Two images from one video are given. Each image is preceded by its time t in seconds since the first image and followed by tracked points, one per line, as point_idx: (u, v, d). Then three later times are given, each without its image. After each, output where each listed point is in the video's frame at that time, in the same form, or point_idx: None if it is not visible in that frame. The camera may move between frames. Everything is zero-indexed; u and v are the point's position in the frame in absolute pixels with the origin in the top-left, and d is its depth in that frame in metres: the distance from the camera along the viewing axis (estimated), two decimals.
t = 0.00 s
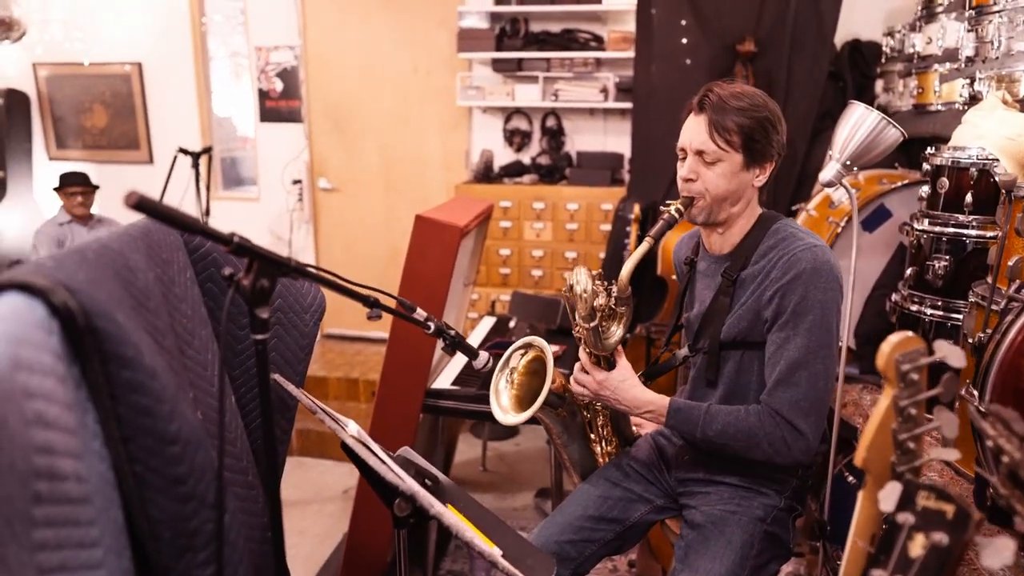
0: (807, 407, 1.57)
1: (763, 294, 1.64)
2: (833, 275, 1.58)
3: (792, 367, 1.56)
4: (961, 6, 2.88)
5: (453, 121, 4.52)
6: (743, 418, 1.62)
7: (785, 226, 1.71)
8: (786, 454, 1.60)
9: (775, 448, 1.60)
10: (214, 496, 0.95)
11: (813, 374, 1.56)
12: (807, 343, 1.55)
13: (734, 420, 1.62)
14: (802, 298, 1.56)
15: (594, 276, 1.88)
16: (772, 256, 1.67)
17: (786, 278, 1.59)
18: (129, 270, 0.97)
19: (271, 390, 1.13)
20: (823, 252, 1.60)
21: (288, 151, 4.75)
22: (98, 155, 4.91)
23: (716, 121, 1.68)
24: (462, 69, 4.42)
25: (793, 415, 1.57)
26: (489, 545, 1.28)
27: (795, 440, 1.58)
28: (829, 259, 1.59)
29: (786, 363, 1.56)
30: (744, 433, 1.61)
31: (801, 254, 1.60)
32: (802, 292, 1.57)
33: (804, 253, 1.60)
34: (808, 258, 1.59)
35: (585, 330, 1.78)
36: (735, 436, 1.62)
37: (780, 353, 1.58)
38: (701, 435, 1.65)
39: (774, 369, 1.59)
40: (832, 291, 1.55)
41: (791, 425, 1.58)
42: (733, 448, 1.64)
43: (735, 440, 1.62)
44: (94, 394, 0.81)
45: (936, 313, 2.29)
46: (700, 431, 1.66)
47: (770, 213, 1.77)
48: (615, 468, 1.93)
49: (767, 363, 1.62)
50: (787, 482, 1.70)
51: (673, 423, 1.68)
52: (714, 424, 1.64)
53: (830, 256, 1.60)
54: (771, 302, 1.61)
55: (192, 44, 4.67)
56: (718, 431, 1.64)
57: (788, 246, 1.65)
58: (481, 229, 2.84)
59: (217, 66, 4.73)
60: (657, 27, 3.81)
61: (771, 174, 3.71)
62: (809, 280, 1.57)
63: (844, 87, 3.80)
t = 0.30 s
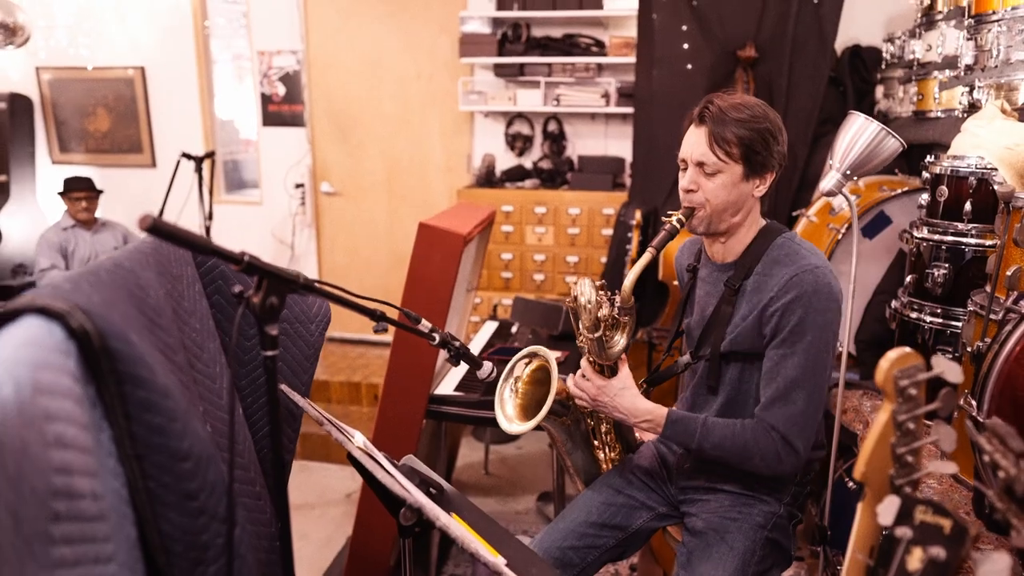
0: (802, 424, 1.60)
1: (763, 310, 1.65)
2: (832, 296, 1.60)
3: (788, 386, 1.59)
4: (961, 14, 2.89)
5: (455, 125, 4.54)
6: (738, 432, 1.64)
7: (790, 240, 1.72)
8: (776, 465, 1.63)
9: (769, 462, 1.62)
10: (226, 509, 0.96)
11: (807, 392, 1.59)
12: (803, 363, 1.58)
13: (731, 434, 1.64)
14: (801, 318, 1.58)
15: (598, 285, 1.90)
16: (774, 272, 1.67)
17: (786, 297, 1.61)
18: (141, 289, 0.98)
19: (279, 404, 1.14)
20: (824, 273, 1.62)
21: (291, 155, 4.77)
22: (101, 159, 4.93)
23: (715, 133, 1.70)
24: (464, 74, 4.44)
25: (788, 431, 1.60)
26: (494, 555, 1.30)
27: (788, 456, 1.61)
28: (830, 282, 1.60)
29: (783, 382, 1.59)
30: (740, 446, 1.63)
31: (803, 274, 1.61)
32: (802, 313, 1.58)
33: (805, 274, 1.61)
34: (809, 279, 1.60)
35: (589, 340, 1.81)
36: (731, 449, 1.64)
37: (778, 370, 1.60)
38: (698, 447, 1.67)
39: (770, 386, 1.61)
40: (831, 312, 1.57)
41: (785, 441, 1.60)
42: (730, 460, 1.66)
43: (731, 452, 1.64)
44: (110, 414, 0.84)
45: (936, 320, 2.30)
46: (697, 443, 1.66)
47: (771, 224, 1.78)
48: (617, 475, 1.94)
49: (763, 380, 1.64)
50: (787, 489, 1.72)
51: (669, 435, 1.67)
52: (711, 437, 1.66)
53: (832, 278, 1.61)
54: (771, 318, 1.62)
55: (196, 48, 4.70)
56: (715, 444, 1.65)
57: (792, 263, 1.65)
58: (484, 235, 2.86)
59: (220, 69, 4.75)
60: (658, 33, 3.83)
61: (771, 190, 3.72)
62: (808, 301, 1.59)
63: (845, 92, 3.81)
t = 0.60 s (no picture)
0: (808, 418, 1.60)
1: (767, 305, 1.67)
2: (835, 289, 1.61)
3: (794, 377, 1.59)
4: (961, 20, 2.91)
5: (456, 128, 4.56)
6: (742, 428, 1.64)
7: (792, 240, 1.74)
8: (785, 460, 1.62)
9: (774, 457, 1.62)
10: (234, 520, 0.97)
11: (813, 385, 1.59)
12: (808, 356, 1.58)
13: (734, 430, 1.64)
14: (805, 311, 1.60)
15: (602, 287, 1.92)
16: (776, 270, 1.70)
17: (790, 290, 1.63)
18: (151, 304, 1.00)
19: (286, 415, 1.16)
20: (828, 267, 1.64)
21: (292, 158, 4.79)
22: (103, 162, 4.95)
23: (716, 138, 1.72)
24: (465, 77, 4.45)
25: (794, 425, 1.60)
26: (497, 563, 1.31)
27: (795, 450, 1.61)
28: (834, 275, 1.62)
29: (789, 374, 1.59)
30: (743, 442, 1.63)
31: (808, 267, 1.63)
32: (806, 306, 1.60)
33: (810, 267, 1.63)
34: (813, 272, 1.62)
35: (593, 340, 1.83)
36: (735, 445, 1.64)
37: (783, 364, 1.61)
38: (701, 444, 1.67)
39: (776, 379, 1.61)
40: (836, 305, 1.59)
41: (791, 435, 1.60)
42: (732, 457, 1.66)
43: (734, 448, 1.64)
44: (121, 427, 0.86)
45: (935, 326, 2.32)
46: (699, 440, 1.67)
47: (774, 227, 1.80)
48: (617, 481, 1.96)
49: (768, 375, 1.64)
50: (784, 496, 1.74)
51: (673, 432, 1.68)
52: (714, 433, 1.66)
53: (836, 271, 1.63)
54: (775, 312, 1.64)
55: (197, 51, 4.71)
56: (718, 440, 1.65)
57: (794, 259, 1.68)
58: (485, 240, 2.87)
59: (221, 71, 4.77)
60: (659, 37, 3.85)
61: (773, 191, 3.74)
62: (813, 292, 1.60)
63: (845, 96, 3.83)
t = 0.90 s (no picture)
0: (805, 406, 1.62)
1: (770, 294, 1.69)
2: (838, 282, 1.63)
3: (794, 366, 1.61)
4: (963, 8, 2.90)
5: (457, 114, 4.55)
6: (741, 414, 1.66)
7: (795, 232, 1.75)
8: (780, 446, 1.64)
9: (771, 443, 1.64)
10: (242, 510, 1.00)
11: (811, 375, 1.61)
12: (809, 346, 1.60)
13: (733, 416, 1.67)
14: (808, 302, 1.61)
15: (605, 271, 1.93)
16: (780, 260, 1.71)
17: (793, 281, 1.65)
18: (159, 300, 1.01)
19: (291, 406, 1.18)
20: (831, 259, 1.65)
21: (292, 144, 4.79)
22: (103, 147, 4.95)
23: (722, 127, 1.73)
24: (465, 63, 4.44)
25: (792, 413, 1.62)
26: (498, 550, 1.34)
27: (793, 438, 1.63)
28: (837, 268, 1.64)
29: (789, 363, 1.61)
30: (742, 428, 1.65)
31: (812, 259, 1.65)
32: (809, 297, 1.62)
33: (814, 258, 1.64)
34: (816, 264, 1.64)
35: (596, 324, 1.85)
36: (733, 431, 1.66)
37: (783, 353, 1.63)
38: (700, 428, 1.69)
39: (776, 368, 1.64)
40: (837, 297, 1.61)
41: (789, 423, 1.62)
42: (731, 442, 1.68)
43: (732, 434, 1.67)
44: (133, 423, 0.88)
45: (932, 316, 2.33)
46: (699, 425, 1.69)
47: (779, 216, 1.80)
48: (617, 469, 1.99)
49: (768, 363, 1.66)
50: (780, 484, 1.76)
51: (675, 416, 1.71)
52: (713, 418, 1.68)
53: (839, 264, 1.65)
54: (777, 302, 1.66)
55: (196, 35, 4.68)
56: (717, 425, 1.68)
57: (797, 250, 1.69)
58: (486, 228, 2.88)
59: (220, 55, 4.74)
60: (661, 22, 3.83)
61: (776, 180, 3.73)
62: (816, 284, 1.62)
63: (847, 83, 3.82)
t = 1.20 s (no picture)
0: (797, 385, 1.64)
1: (766, 279, 1.69)
2: (834, 265, 1.64)
3: (788, 349, 1.62)
4: None
5: (457, 99, 4.53)
6: (736, 396, 1.67)
7: (786, 214, 1.76)
8: (772, 425, 1.67)
9: (764, 422, 1.67)
10: (245, 495, 1.01)
11: (805, 356, 1.63)
12: (803, 329, 1.62)
13: (728, 398, 1.67)
14: (804, 286, 1.62)
15: (590, 254, 1.91)
16: (775, 243, 1.71)
17: (791, 266, 1.64)
18: (161, 286, 1.02)
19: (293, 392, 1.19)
20: (826, 242, 1.66)
21: (292, 129, 4.78)
22: (103, 132, 4.95)
23: (705, 107, 1.74)
24: (466, 47, 4.41)
25: (785, 393, 1.64)
26: (498, 533, 1.36)
27: (783, 415, 1.66)
28: (831, 250, 1.64)
29: (784, 344, 1.63)
30: (737, 408, 1.67)
31: (808, 243, 1.65)
32: (806, 280, 1.62)
33: (810, 243, 1.65)
34: (813, 248, 1.64)
35: (581, 307, 1.83)
36: (729, 411, 1.67)
37: (778, 335, 1.64)
38: (695, 410, 1.69)
39: (769, 350, 1.65)
40: (833, 279, 1.61)
41: (781, 402, 1.64)
42: (727, 422, 1.69)
43: (728, 414, 1.68)
44: (136, 409, 0.89)
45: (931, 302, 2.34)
46: (694, 407, 1.70)
47: (766, 200, 1.80)
48: (614, 453, 2.00)
49: (762, 345, 1.68)
50: (781, 466, 1.78)
51: (670, 399, 1.71)
52: (709, 400, 1.69)
53: (833, 247, 1.66)
54: (774, 286, 1.66)
55: (195, 18, 4.64)
56: (713, 407, 1.68)
57: (794, 233, 1.69)
58: (486, 214, 2.88)
59: (219, 38, 4.72)
60: (663, 6, 3.80)
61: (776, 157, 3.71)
62: (813, 268, 1.62)
63: (849, 68, 3.80)
